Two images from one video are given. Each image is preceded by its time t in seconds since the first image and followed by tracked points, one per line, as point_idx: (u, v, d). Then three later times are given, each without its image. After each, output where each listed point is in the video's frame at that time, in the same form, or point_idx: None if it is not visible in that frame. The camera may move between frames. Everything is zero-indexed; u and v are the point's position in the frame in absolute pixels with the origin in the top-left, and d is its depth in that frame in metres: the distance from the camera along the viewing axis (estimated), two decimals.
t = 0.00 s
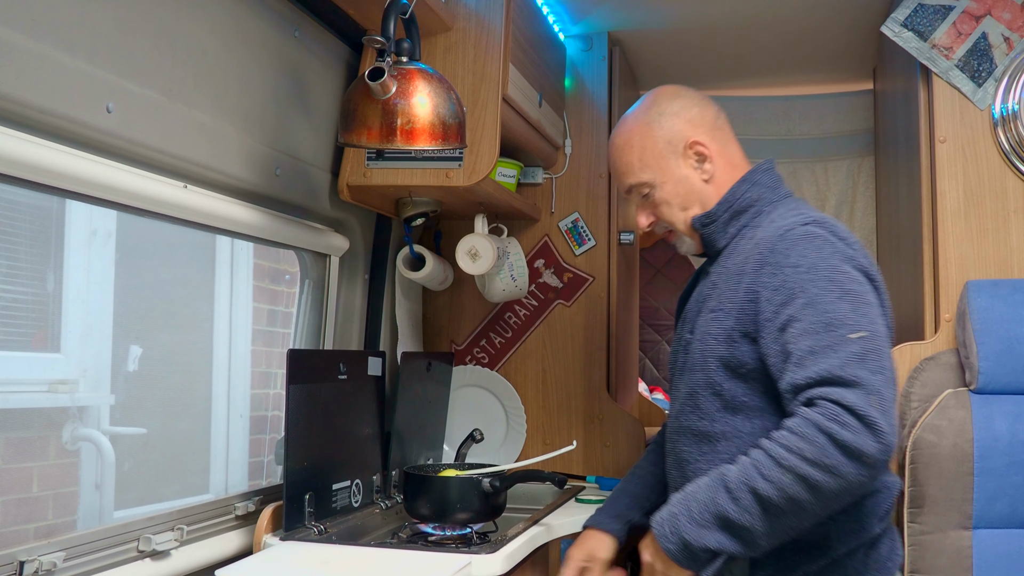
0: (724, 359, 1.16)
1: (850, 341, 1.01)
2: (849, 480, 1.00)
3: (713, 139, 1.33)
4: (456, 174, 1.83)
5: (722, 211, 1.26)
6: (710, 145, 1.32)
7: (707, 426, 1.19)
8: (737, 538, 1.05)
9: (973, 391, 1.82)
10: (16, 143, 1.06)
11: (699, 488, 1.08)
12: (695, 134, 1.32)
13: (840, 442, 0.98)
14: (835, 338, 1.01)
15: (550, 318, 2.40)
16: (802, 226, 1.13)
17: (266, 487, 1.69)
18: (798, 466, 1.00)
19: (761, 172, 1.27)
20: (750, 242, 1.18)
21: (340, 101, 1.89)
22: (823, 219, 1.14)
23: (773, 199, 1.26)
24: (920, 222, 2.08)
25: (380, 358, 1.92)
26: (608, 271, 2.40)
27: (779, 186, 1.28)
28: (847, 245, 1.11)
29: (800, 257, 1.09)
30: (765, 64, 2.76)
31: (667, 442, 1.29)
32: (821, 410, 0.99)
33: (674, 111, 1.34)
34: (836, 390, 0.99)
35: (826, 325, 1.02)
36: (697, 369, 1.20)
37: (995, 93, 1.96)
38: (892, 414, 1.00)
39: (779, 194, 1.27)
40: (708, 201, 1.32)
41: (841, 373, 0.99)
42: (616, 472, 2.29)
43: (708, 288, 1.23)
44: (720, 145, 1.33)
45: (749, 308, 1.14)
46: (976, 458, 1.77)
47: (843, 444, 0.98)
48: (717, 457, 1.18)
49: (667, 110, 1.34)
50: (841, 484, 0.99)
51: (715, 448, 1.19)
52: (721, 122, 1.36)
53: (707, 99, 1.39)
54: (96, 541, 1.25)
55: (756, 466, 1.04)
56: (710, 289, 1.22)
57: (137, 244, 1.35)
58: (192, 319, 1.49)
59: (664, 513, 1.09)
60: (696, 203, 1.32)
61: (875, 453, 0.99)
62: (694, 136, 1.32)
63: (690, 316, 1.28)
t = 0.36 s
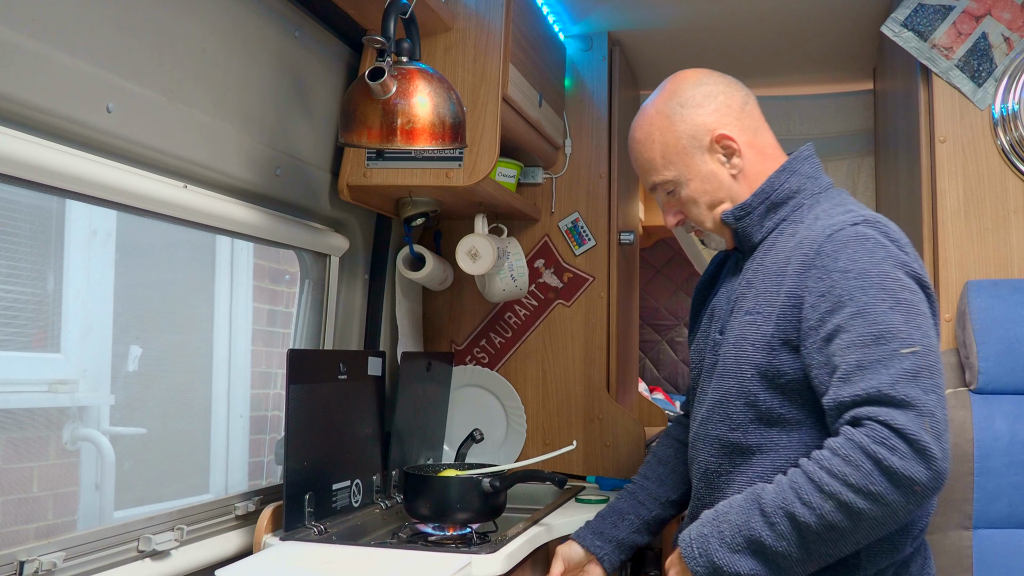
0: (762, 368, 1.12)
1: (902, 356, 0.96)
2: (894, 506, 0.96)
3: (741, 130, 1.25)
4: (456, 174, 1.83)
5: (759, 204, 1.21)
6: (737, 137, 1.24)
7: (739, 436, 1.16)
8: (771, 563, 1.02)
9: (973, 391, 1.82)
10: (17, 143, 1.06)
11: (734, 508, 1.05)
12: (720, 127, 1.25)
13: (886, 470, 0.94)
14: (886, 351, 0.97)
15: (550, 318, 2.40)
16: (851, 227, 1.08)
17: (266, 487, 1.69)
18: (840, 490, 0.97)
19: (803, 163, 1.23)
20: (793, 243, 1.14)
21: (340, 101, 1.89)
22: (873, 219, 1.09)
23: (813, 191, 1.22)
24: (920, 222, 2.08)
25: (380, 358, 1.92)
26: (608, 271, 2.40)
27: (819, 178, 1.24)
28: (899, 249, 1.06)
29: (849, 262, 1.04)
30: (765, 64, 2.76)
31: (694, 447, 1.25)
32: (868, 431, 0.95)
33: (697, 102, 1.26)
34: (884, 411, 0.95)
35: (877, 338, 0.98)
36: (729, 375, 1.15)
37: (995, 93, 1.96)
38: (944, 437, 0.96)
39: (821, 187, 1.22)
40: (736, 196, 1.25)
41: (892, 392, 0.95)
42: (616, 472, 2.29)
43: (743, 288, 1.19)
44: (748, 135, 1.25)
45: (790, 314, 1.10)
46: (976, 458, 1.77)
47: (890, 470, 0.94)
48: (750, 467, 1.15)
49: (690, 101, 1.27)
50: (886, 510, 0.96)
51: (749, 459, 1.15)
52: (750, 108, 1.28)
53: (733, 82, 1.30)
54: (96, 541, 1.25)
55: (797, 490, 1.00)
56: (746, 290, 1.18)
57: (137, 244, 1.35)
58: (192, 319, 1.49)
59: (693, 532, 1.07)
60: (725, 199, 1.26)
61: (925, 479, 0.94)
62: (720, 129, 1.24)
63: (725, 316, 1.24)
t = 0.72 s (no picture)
0: (769, 368, 1.11)
1: (915, 363, 0.96)
2: (899, 515, 0.96)
3: (756, 122, 1.23)
4: (455, 174, 1.83)
5: (772, 200, 1.20)
6: (748, 129, 1.22)
7: (740, 436, 1.15)
8: (770, 566, 1.02)
9: (973, 391, 1.82)
10: (17, 143, 1.06)
11: (737, 511, 1.04)
12: (733, 119, 1.23)
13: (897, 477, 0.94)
14: (900, 357, 0.96)
15: (550, 318, 2.40)
16: (868, 230, 1.07)
17: (266, 487, 1.69)
18: (847, 498, 0.97)
19: (821, 159, 1.22)
20: (807, 243, 1.13)
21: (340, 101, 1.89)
22: (888, 223, 1.09)
23: (832, 187, 1.21)
24: (920, 222, 2.08)
25: (380, 358, 1.92)
26: (608, 271, 2.40)
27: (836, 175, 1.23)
28: (913, 254, 1.06)
29: (866, 265, 1.04)
30: (765, 64, 2.75)
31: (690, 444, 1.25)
32: (878, 438, 0.95)
33: (709, 93, 1.25)
34: (895, 419, 0.95)
35: (890, 343, 0.97)
36: (734, 374, 1.15)
37: (995, 93, 1.96)
38: (953, 448, 0.96)
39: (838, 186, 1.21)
40: (745, 189, 1.24)
41: (904, 400, 0.95)
42: (616, 472, 2.29)
43: (751, 285, 1.19)
44: (762, 128, 1.23)
45: (800, 315, 1.10)
46: (976, 458, 1.77)
47: (899, 479, 0.94)
48: (751, 469, 1.15)
49: (703, 92, 1.25)
50: (891, 519, 0.96)
51: (749, 460, 1.16)
52: (767, 100, 1.25)
53: (754, 73, 1.28)
54: (95, 541, 1.25)
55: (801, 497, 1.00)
56: (755, 287, 1.17)
57: (137, 244, 1.35)
58: (192, 320, 1.49)
59: (694, 534, 1.06)
60: (734, 192, 1.25)
61: (932, 490, 0.95)
62: (731, 121, 1.23)
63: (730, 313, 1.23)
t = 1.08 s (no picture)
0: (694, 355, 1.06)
1: (748, 354, 0.89)
2: (673, 489, 0.90)
3: (736, 116, 1.14)
4: (456, 174, 1.83)
5: (735, 202, 1.10)
6: (726, 122, 1.14)
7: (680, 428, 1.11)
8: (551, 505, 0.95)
9: (973, 391, 1.82)
10: (17, 143, 1.06)
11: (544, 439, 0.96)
12: (711, 110, 1.14)
13: (696, 454, 0.89)
14: (736, 346, 0.90)
15: (550, 318, 2.40)
16: (791, 228, 0.97)
17: (266, 487, 1.70)
18: (643, 458, 0.91)
19: (790, 163, 1.10)
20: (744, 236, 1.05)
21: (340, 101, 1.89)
22: (821, 226, 0.97)
23: (802, 191, 1.09)
24: (920, 221, 2.08)
25: (380, 358, 1.92)
26: (608, 271, 2.40)
27: (810, 179, 1.11)
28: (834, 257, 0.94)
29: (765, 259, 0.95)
30: (765, 64, 2.75)
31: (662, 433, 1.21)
32: (685, 413, 0.90)
33: (690, 84, 1.17)
34: (702, 401, 0.90)
35: (742, 336, 0.90)
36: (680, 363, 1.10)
37: (995, 93, 1.96)
38: (742, 445, 0.88)
39: (805, 189, 1.09)
40: (723, 185, 1.14)
41: (720, 388, 0.89)
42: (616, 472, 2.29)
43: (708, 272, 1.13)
44: (741, 122, 1.14)
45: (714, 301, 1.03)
46: (976, 458, 1.77)
47: (683, 455, 0.89)
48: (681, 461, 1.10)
49: (684, 83, 1.17)
50: (666, 492, 0.91)
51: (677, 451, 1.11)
52: (750, 97, 1.17)
53: (743, 70, 1.19)
54: (96, 541, 1.25)
55: (599, 439, 0.93)
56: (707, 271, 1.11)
57: (137, 244, 1.35)
58: (192, 320, 1.49)
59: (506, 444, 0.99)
60: (709, 186, 1.15)
61: (699, 473, 0.89)
62: (709, 112, 1.14)
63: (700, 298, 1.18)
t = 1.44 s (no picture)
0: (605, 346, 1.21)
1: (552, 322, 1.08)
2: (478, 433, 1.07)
3: (660, 134, 1.29)
4: (455, 174, 1.83)
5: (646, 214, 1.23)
6: (649, 140, 1.29)
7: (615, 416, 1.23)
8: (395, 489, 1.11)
9: (973, 391, 1.82)
10: (16, 143, 1.06)
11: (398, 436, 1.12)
12: (638, 129, 1.30)
13: (510, 410, 1.06)
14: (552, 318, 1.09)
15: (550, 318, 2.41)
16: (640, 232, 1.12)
17: (266, 487, 1.69)
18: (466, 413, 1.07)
19: (688, 175, 1.21)
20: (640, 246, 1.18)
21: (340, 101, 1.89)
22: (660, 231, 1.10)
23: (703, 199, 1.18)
24: (920, 221, 2.08)
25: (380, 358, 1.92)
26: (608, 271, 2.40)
27: (710, 187, 1.20)
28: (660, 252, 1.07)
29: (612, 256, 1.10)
30: (765, 64, 2.76)
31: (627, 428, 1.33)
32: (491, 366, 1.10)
33: (624, 108, 1.33)
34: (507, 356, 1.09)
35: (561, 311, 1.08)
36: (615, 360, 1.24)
37: (995, 93, 1.96)
38: (524, 392, 1.07)
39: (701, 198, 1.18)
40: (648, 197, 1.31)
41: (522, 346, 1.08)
42: (616, 472, 2.29)
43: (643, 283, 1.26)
44: (663, 139, 1.28)
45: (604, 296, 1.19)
46: (976, 458, 1.77)
47: (476, 398, 1.08)
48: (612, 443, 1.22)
49: (620, 108, 1.34)
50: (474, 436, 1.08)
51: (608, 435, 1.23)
52: (678, 117, 1.30)
53: (679, 95, 1.33)
54: (96, 541, 1.25)
55: (436, 416, 1.09)
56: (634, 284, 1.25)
57: (137, 244, 1.35)
58: (193, 320, 1.49)
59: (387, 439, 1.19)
60: (637, 198, 1.32)
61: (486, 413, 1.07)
62: (636, 131, 1.30)
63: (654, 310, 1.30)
